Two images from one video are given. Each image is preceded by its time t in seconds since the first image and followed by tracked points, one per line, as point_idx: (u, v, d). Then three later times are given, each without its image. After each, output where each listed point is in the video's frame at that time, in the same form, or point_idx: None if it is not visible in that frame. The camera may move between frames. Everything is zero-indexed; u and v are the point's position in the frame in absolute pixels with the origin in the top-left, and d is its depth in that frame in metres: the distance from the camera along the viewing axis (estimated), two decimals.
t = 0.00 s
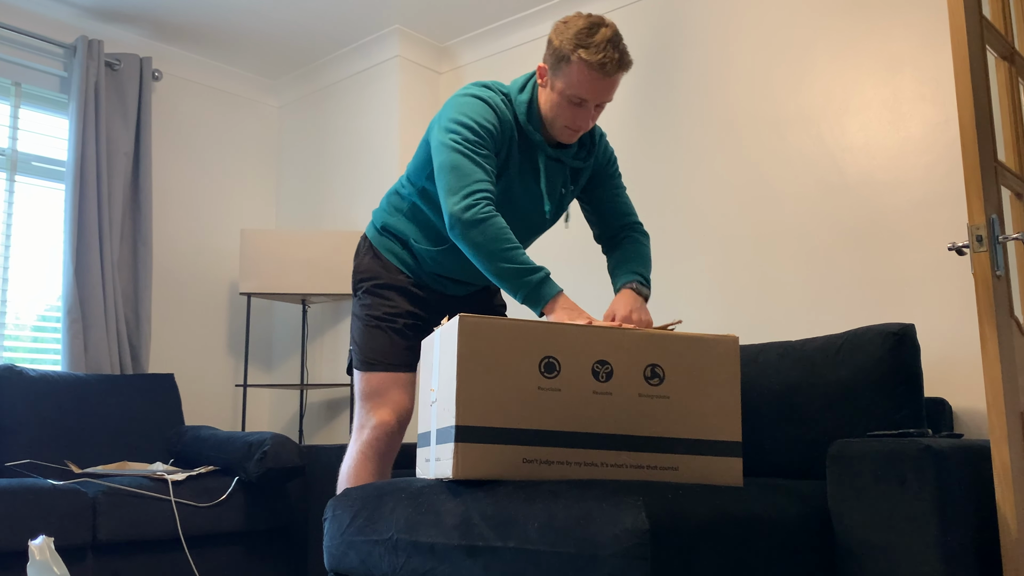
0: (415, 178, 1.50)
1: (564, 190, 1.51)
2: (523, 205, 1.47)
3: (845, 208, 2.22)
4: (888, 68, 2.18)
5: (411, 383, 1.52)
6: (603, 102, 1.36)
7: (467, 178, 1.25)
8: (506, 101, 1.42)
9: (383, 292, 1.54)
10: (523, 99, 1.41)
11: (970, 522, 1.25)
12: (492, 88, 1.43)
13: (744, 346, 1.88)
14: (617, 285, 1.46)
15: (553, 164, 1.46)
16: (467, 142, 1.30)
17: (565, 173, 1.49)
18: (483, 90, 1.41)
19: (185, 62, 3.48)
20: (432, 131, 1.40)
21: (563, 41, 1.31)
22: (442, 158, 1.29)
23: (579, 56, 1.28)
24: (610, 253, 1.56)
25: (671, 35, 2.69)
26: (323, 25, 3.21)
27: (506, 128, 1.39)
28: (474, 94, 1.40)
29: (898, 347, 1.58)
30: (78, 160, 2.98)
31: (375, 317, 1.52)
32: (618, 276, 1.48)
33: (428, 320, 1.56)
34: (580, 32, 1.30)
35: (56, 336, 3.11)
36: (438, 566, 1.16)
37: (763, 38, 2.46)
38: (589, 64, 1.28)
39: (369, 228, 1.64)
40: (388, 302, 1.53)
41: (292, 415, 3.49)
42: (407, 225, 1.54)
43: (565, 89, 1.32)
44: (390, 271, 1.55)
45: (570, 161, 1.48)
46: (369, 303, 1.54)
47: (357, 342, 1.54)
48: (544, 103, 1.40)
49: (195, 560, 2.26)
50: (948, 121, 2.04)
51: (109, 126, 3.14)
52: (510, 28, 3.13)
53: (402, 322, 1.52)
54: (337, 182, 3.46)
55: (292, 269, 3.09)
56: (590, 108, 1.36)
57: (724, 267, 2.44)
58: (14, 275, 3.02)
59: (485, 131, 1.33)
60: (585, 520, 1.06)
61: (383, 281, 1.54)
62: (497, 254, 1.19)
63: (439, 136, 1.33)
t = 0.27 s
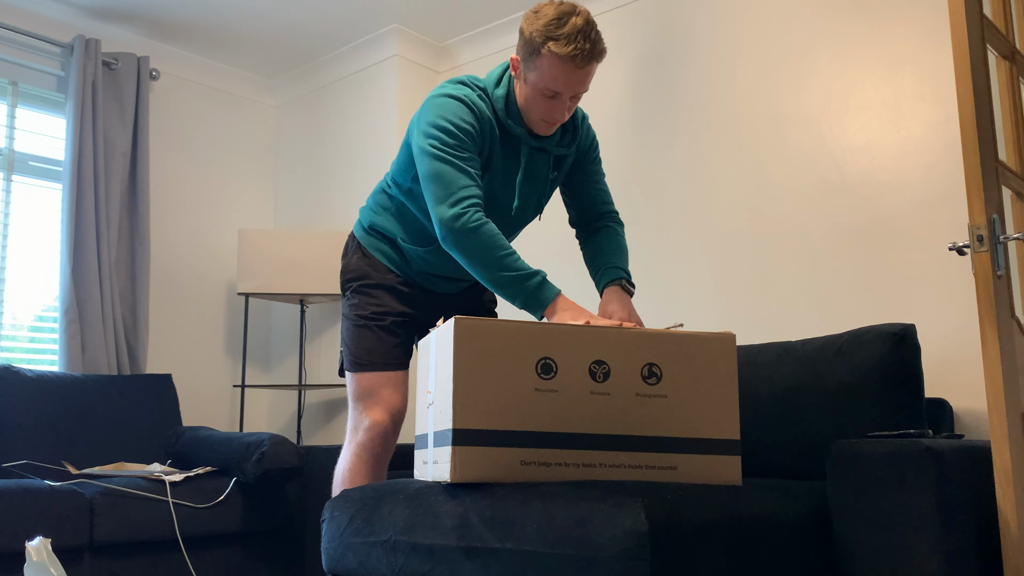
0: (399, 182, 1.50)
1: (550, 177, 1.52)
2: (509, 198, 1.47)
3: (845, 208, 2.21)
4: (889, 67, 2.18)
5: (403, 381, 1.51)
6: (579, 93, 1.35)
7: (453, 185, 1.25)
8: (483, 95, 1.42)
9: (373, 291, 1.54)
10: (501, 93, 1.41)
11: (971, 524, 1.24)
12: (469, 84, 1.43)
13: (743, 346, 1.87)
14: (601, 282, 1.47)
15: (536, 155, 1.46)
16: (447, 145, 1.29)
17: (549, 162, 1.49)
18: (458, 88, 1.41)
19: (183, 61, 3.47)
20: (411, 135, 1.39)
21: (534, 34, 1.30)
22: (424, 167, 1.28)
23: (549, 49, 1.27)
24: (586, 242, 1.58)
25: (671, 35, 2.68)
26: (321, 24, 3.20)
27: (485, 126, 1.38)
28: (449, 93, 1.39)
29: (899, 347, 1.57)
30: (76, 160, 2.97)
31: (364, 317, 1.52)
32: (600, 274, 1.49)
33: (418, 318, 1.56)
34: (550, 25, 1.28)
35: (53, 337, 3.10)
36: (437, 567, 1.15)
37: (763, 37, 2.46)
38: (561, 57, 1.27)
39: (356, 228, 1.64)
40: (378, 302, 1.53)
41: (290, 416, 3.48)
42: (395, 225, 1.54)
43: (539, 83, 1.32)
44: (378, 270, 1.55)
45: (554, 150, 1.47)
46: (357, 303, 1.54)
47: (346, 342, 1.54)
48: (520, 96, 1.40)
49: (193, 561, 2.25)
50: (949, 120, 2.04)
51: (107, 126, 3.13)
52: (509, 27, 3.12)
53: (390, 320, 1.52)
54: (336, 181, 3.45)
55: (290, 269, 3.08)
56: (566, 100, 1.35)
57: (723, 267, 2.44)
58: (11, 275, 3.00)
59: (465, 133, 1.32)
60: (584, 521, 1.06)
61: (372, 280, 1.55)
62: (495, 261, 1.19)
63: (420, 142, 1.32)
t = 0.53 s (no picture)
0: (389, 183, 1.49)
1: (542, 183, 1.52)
2: (500, 203, 1.47)
3: (845, 208, 2.21)
4: (889, 67, 2.17)
5: (397, 377, 1.51)
6: (570, 101, 1.33)
7: (456, 187, 1.24)
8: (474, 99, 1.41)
9: (365, 290, 1.53)
10: (491, 98, 1.40)
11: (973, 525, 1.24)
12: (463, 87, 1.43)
13: (743, 347, 1.87)
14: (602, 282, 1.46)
15: (526, 160, 1.46)
16: (447, 148, 1.29)
17: (540, 168, 1.49)
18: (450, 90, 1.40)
19: (181, 60, 3.46)
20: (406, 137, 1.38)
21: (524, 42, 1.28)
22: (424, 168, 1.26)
23: (539, 59, 1.25)
24: (589, 247, 1.57)
25: (670, 34, 2.67)
26: (319, 23, 3.20)
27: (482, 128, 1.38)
28: (443, 94, 1.38)
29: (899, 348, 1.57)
30: (73, 159, 2.96)
31: (356, 316, 1.51)
32: (602, 273, 1.48)
33: (413, 315, 1.56)
34: (540, 33, 1.26)
35: (51, 337, 3.09)
36: (436, 569, 1.15)
37: (763, 36, 2.45)
38: (551, 66, 1.25)
39: (347, 228, 1.63)
40: (370, 300, 1.52)
41: (288, 416, 3.48)
42: (385, 226, 1.53)
43: (530, 91, 1.30)
44: (370, 269, 1.55)
45: (545, 156, 1.46)
46: (350, 302, 1.53)
47: (339, 341, 1.53)
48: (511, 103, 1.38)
49: (191, 562, 2.24)
50: (950, 120, 2.03)
51: (104, 125, 3.12)
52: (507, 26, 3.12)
53: (385, 318, 1.51)
54: (334, 181, 3.44)
55: (288, 269, 3.07)
56: (557, 108, 1.34)
57: (722, 267, 2.43)
58: (8, 275, 2.99)
59: (464, 135, 1.32)
60: (583, 523, 1.05)
61: (364, 279, 1.54)
62: (499, 265, 1.17)
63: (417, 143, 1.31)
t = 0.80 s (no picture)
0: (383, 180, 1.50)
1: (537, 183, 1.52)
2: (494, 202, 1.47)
3: (845, 208, 2.20)
4: (890, 66, 2.16)
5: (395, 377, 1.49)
6: (564, 103, 1.33)
7: (417, 178, 1.24)
8: (468, 97, 1.41)
9: (361, 289, 1.52)
10: (485, 96, 1.40)
11: (973, 526, 1.23)
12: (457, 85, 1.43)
13: (743, 347, 1.86)
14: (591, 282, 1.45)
15: (518, 159, 1.45)
16: (422, 140, 1.29)
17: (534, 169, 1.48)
18: (444, 87, 1.41)
19: (179, 60, 3.46)
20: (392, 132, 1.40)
21: (519, 43, 1.27)
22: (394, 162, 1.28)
23: (533, 60, 1.25)
24: (584, 248, 1.56)
25: (669, 33, 2.67)
26: (317, 22, 3.19)
27: (467, 125, 1.38)
28: (435, 90, 1.39)
29: (900, 348, 1.56)
30: (70, 159, 2.95)
31: (353, 314, 1.50)
32: (590, 275, 1.47)
33: (409, 314, 1.55)
34: (535, 35, 1.26)
35: (48, 338, 3.08)
36: (434, 571, 1.13)
37: (763, 35, 2.45)
38: (544, 69, 1.25)
39: (344, 228, 1.63)
40: (367, 298, 1.52)
41: (286, 417, 3.47)
42: (380, 225, 1.52)
43: (524, 93, 1.30)
44: (367, 268, 1.54)
45: (538, 155, 1.46)
46: (346, 301, 1.52)
47: (336, 340, 1.52)
48: (507, 103, 1.38)
49: (188, 564, 2.23)
50: (950, 119, 2.03)
51: (102, 125, 3.11)
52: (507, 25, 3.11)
53: (382, 317, 1.51)
54: (332, 181, 3.43)
55: (287, 269, 3.06)
56: (551, 110, 1.33)
57: (722, 267, 2.43)
58: (4, 275, 2.98)
59: (441, 128, 1.32)
60: (582, 524, 1.04)
61: (362, 278, 1.53)
62: (447, 251, 1.18)
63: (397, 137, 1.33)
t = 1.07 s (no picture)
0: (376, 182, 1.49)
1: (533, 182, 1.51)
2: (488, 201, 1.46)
3: (846, 207, 2.20)
4: (890, 65, 2.16)
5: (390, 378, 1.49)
6: (553, 102, 1.33)
7: (414, 179, 1.23)
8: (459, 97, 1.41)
9: (356, 291, 1.52)
10: (475, 95, 1.39)
11: (975, 527, 1.22)
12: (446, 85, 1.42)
13: (742, 348, 1.86)
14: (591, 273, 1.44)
15: (511, 159, 1.44)
16: (417, 141, 1.29)
17: (527, 169, 1.47)
18: (433, 88, 1.40)
19: (176, 59, 3.45)
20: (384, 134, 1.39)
21: (505, 43, 1.27)
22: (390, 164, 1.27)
23: (518, 59, 1.25)
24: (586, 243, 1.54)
25: (669, 33, 2.66)
26: (316, 21, 3.18)
27: (461, 124, 1.38)
28: (427, 90, 1.39)
29: (900, 349, 1.55)
30: (67, 158, 2.94)
31: (347, 317, 1.50)
32: (591, 266, 1.46)
33: (405, 316, 1.55)
34: (521, 34, 1.26)
35: (45, 338, 3.07)
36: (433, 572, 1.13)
37: (763, 34, 2.44)
38: (530, 68, 1.24)
39: (338, 230, 1.62)
40: (361, 301, 1.51)
41: (284, 418, 3.46)
42: (374, 227, 1.51)
43: (511, 92, 1.30)
44: (362, 270, 1.53)
45: (530, 155, 1.46)
46: (342, 303, 1.52)
47: (331, 342, 1.51)
48: (495, 103, 1.38)
49: (186, 565, 2.22)
50: (951, 119, 2.02)
51: (99, 124, 3.10)
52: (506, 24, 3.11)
53: (377, 319, 1.50)
54: (331, 180, 3.43)
55: (285, 269, 3.05)
56: (538, 110, 1.33)
57: (722, 267, 2.42)
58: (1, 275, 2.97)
59: (437, 129, 1.31)
60: (582, 525, 1.03)
61: (356, 280, 1.53)
62: (449, 253, 1.16)
63: (391, 138, 1.32)
